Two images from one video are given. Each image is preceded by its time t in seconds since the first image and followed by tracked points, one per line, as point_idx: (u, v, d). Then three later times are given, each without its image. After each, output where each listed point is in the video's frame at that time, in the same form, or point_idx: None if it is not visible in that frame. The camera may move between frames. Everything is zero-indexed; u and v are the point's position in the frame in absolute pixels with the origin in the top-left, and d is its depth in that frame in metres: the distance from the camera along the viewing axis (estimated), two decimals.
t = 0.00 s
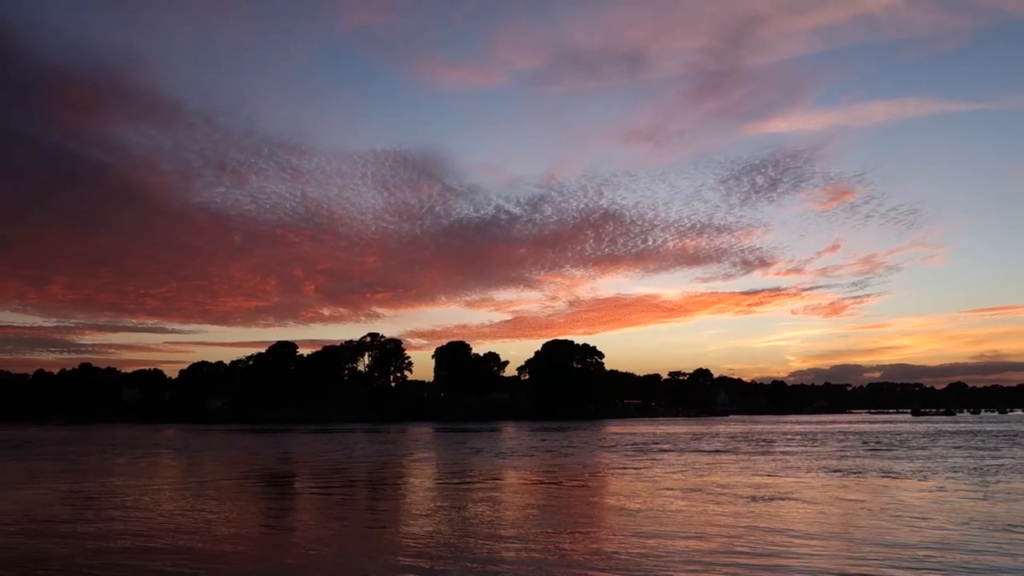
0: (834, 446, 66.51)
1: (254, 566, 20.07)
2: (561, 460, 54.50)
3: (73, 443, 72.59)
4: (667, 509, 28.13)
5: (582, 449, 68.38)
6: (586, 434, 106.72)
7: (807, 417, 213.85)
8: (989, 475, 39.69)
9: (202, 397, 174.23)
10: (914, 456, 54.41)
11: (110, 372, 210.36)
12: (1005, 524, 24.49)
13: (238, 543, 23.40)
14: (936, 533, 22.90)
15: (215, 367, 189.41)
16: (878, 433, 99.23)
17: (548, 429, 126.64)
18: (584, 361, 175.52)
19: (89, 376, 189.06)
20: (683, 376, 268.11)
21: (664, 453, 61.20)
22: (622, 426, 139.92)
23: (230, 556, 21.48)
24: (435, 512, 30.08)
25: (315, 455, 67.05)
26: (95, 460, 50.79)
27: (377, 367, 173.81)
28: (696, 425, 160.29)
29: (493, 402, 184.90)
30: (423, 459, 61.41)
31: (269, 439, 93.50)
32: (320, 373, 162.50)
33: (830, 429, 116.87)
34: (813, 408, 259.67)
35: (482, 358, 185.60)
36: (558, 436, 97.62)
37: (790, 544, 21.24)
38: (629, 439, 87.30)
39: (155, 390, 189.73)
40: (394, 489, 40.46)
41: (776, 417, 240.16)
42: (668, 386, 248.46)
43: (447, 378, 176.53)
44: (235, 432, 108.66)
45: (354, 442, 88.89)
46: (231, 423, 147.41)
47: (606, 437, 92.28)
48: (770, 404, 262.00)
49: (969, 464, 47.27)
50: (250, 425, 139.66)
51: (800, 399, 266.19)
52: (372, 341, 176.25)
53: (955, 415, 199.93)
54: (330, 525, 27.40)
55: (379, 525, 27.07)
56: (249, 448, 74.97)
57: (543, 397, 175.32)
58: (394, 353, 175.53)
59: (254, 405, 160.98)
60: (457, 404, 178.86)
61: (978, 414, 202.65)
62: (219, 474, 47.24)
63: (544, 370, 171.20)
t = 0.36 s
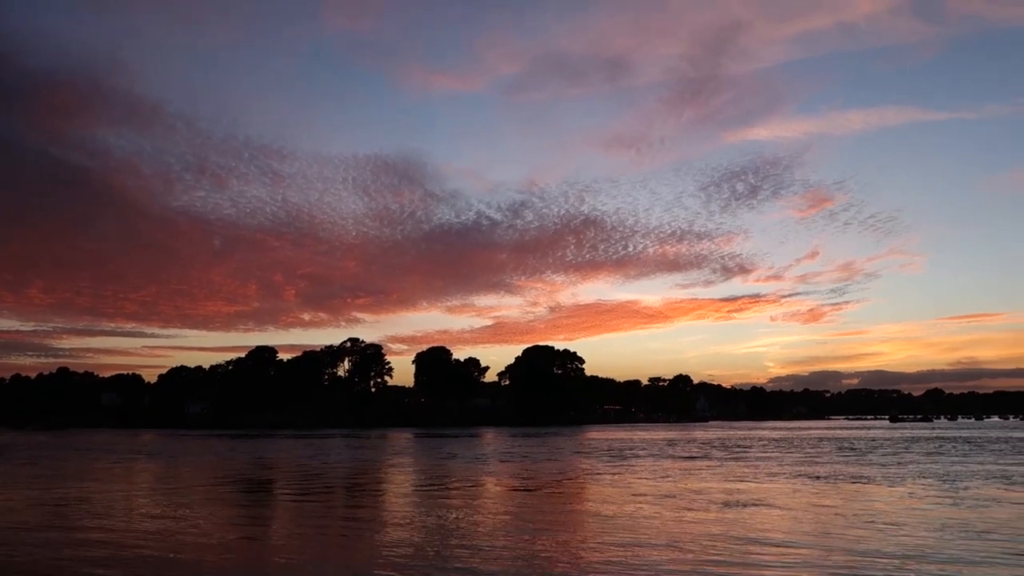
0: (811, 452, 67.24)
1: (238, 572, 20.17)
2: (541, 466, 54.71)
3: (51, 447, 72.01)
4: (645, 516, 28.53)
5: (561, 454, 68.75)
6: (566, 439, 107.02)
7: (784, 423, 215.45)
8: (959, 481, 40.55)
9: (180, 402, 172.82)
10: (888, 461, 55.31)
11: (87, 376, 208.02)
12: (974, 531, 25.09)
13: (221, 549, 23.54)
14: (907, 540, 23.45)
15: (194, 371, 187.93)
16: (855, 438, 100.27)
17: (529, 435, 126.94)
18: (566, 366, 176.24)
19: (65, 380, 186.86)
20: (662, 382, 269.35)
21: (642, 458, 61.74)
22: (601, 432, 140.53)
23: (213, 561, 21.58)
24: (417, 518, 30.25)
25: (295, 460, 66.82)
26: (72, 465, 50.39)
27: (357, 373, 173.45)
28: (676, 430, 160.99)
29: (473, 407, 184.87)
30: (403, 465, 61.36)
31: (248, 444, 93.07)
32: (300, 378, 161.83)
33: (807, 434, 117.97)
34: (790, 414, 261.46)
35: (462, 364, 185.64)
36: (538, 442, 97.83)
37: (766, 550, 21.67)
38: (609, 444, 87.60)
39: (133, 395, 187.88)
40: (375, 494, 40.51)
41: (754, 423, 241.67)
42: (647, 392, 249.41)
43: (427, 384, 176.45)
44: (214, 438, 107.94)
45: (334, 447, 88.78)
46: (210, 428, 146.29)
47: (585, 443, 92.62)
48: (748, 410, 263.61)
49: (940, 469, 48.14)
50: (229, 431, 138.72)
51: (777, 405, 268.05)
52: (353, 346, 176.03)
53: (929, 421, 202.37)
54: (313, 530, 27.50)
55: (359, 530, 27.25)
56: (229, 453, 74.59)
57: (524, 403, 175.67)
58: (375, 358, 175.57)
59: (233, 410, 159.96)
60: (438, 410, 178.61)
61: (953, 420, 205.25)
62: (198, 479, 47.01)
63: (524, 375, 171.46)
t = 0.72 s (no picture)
0: (791, 459, 67.51)
1: None
2: (523, 472, 54.71)
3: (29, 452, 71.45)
4: (627, 522, 28.62)
5: (542, 461, 68.76)
6: (549, 445, 106.89)
7: (766, 429, 216.13)
8: (934, 488, 40.95)
9: (161, 406, 171.52)
10: (865, 468, 55.76)
11: (66, 380, 206.00)
12: (949, 538, 25.35)
13: (203, 555, 23.38)
14: (885, 547, 23.64)
15: (175, 375, 186.65)
16: (835, 445, 100.55)
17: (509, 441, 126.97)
18: (549, 372, 175.61)
19: (44, 383, 184.97)
20: (646, 389, 270.05)
21: (622, 465, 61.85)
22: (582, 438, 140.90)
23: (194, 568, 21.53)
24: (397, 523, 30.37)
25: (276, 466, 66.50)
26: (50, 470, 49.98)
27: (339, 377, 172.98)
28: (659, 436, 161.06)
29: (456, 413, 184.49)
30: (385, 470, 61.27)
31: (229, 449, 92.51)
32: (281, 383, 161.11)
33: (789, 441, 118.26)
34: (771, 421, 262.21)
35: (445, 369, 185.33)
36: (520, 448, 97.80)
37: (748, 557, 21.78)
38: (591, 451, 87.63)
39: (113, 400, 186.23)
40: (356, 500, 40.41)
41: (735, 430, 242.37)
42: (630, 398, 249.85)
43: (409, 389, 176.01)
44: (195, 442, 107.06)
45: (314, 452, 88.42)
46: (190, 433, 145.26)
47: (567, 449, 92.68)
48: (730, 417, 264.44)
49: (916, 476, 48.59)
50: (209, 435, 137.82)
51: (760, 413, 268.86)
52: (335, 351, 175.49)
53: (910, 428, 203.43)
54: (294, 536, 27.63)
55: (340, 537, 27.29)
56: (209, 458, 74.11)
57: (506, 409, 175.66)
58: (357, 364, 175.20)
59: (213, 414, 158.94)
60: (420, 415, 178.19)
61: (931, 427, 207.11)
62: (178, 484, 46.76)
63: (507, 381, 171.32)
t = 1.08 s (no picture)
0: (766, 464, 68.16)
1: None
2: (500, 477, 54.96)
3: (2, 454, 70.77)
4: (604, 529, 28.89)
5: (520, 465, 69.09)
6: (527, 450, 107.11)
7: (743, 435, 217.59)
8: (903, 494, 41.53)
9: (136, 410, 169.93)
10: (836, 474, 56.50)
11: (40, 382, 203.52)
12: (919, 544, 25.69)
13: (181, 559, 23.48)
14: (857, 552, 23.92)
15: (150, 379, 184.97)
16: (810, 451, 101.52)
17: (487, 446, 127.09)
18: (527, 377, 175.86)
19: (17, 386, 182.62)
20: (624, 394, 271.13)
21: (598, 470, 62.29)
22: (559, 443, 141.59)
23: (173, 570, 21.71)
24: (374, 527, 30.60)
25: (253, 470, 66.25)
26: (25, 474, 49.61)
27: (317, 381, 172.43)
28: (637, 442, 161.77)
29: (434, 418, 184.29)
30: (363, 474, 61.36)
31: (206, 453, 91.94)
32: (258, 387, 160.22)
33: (764, 447, 119.11)
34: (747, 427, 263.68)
35: (424, 374, 185.09)
36: (498, 452, 98.02)
37: (719, 562, 22.25)
38: (569, 456, 87.96)
39: (87, 403, 184.16)
40: (333, 505, 40.52)
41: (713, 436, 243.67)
42: (609, 403, 250.62)
43: (387, 394, 175.44)
44: (170, 446, 106.23)
45: (291, 456, 88.13)
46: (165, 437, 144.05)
47: (545, 454, 93.00)
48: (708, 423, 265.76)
49: (885, 482, 49.28)
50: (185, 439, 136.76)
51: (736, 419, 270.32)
52: (312, 355, 174.82)
53: (884, 434, 205.47)
54: (272, 540, 27.76)
55: (317, 540, 27.49)
56: (186, 462, 73.63)
57: (484, 413, 175.74)
58: (335, 368, 174.75)
59: (189, 418, 157.74)
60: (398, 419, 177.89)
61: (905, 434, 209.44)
62: (154, 488, 46.59)
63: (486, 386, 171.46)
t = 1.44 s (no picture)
0: (730, 465, 68.82)
1: None
2: (469, 478, 54.97)
3: None
4: (570, 530, 28.92)
5: (489, 466, 69.10)
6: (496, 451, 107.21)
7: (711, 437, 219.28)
8: (866, 495, 41.93)
9: (99, 410, 167.05)
10: (800, 475, 56.97)
11: None
12: (881, 545, 25.85)
13: (144, 559, 23.28)
14: (821, 554, 24.00)
15: (114, 378, 181.91)
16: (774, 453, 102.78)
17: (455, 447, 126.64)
18: (497, 378, 174.96)
19: None
20: (594, 396, 272.07)
21: (566, 470, 62.53)
22: (528, 444, 141.74)
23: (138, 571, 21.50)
24: (345, 528, 30.52)
25: (219, 471, 65.60)
26: None
27: (285, 382, 171.16)
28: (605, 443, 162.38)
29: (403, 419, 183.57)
30: (331, 475, 60.99)
31: (171, 454, 90.81)
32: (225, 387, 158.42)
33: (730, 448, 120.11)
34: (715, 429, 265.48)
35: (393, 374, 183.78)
36: (467, 454, 97.98)
37: (685, 563, 22.44)
38: (538, 458, 88.04)
39: (49, 403, 180.60)
40: (300, 505, 40.28)
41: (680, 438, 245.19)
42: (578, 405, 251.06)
43: (356, 394, 174.36)
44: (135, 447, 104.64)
45: (258, 458, 87.23)
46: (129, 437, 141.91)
47: (514, 456, 93.02)
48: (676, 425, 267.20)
49: (849, 483, 49.77)
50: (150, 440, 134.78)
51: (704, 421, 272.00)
52: (281, 355, 173.39)
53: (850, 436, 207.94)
54: (238, 540, 27.60)
55: (283, 540, 27.34)
56: (151, 463, 72.61)
57: (454, 415, 175.40)
58: (303, 368, 173.65)
59: (154, 419, 155.49)
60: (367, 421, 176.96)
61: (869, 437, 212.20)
62: (119, 490, 45.98)
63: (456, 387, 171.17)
